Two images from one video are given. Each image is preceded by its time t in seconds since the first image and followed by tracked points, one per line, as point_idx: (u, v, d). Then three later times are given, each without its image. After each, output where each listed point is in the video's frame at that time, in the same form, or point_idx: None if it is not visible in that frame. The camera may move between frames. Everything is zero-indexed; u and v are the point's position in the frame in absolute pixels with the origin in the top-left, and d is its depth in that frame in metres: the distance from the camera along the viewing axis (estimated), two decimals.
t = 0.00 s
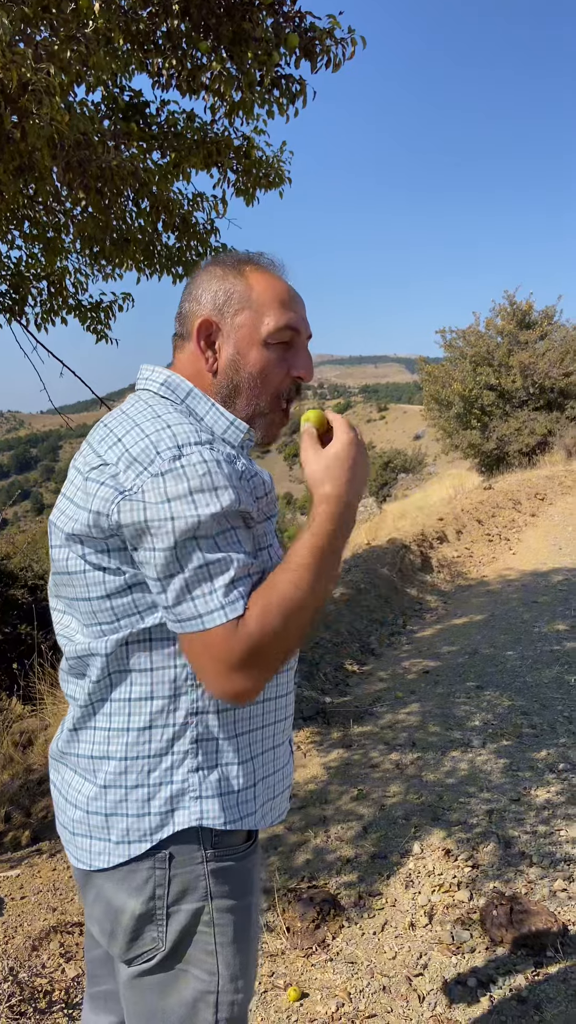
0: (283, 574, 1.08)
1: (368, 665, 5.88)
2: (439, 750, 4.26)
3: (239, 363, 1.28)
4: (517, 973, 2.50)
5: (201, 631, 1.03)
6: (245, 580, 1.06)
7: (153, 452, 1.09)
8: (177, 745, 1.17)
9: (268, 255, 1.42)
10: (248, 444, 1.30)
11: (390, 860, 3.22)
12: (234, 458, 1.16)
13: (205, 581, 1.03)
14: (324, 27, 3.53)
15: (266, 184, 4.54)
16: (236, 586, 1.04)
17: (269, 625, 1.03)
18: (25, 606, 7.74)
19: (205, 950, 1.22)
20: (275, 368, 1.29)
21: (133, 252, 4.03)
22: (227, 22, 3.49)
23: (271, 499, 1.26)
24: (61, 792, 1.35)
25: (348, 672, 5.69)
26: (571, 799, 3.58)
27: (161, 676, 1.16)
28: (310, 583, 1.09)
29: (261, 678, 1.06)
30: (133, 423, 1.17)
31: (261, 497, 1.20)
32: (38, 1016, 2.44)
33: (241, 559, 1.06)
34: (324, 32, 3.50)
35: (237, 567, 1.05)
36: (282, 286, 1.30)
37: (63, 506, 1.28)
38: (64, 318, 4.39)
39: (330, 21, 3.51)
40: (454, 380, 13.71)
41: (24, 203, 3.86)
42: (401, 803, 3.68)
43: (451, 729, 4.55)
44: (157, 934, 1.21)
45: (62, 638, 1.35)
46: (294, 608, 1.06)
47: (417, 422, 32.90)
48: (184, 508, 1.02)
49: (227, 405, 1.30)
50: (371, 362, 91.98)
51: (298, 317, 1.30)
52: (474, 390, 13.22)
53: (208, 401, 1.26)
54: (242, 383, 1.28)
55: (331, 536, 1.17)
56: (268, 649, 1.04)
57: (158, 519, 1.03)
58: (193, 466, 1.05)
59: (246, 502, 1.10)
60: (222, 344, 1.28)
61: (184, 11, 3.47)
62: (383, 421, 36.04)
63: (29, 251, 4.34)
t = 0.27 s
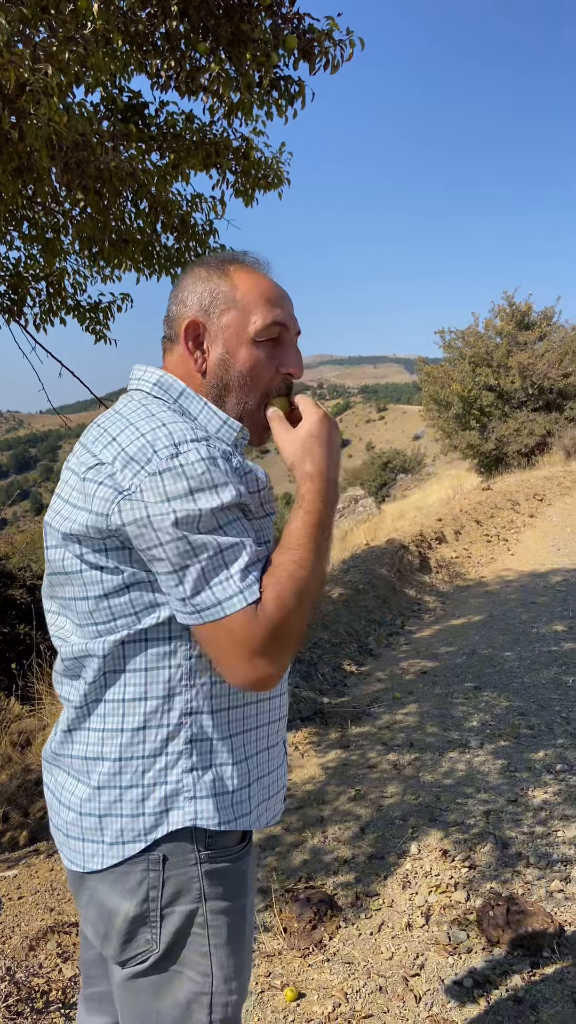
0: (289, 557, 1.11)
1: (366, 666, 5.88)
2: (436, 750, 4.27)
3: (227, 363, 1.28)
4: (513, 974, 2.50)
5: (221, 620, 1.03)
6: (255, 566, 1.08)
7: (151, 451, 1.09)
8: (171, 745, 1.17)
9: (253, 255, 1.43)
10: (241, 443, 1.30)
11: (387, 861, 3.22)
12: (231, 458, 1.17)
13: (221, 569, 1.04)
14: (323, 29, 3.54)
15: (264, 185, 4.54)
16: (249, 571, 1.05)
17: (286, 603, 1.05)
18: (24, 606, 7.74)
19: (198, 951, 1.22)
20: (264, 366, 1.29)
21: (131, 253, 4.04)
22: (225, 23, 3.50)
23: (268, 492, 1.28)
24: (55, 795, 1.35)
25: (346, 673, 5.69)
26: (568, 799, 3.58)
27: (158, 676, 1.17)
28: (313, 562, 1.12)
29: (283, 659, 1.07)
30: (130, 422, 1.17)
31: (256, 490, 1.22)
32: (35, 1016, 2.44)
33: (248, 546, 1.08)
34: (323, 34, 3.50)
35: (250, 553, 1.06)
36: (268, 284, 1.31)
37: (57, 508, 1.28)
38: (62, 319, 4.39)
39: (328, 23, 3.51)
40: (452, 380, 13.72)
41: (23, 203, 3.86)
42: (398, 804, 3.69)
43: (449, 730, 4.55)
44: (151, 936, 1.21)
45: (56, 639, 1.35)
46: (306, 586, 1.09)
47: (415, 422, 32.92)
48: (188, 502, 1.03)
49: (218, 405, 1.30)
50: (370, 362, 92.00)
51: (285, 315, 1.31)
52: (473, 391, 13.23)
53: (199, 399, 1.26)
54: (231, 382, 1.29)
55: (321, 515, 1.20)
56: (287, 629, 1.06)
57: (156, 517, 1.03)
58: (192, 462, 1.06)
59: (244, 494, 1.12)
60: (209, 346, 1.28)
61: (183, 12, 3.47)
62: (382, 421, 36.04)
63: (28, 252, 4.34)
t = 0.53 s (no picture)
0: (284, 562, 1.10)
1: (367, 668, 5.88)
2: (437, 753, 4.26)
3: (222, 364, 1.28)
4: (513, 976, 2.50)
5: (210, 625, 1.03)
6: (246, 565, 1.08)
7: (143, 451, 1.09)
8: (163, 746, 1.17)
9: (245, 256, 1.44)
10: (235, 445, 1.31)
11: (387, 863, 3.22)
12: (223, 459, 1.17)
13: (210, 571, 1.04)
14: (324, 31, 3.54)
15: (266, 187, 4.55)
16: (240, 571, 1.06)
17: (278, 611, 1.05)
18: (25, 607, 7.75)
19: (191, 953, 1.23)
20: (259, 368, 1.30)
21: (132, 255, 4.04)
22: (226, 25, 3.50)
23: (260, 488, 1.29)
24: (50, 796, 1.35)
25: (347, 674, 5.69)
26: (568, 802, 3.58)
27: (150, 678, 1.17)
28: (308, 567, 1.11)
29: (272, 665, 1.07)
30: (123, 423, 1.17)
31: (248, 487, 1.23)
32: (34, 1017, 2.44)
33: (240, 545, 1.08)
34: (324, 36, 3.51)
35: (239, 556, 1.06)
36: (262, 286, 1.31)
37: (52, 508, 1.29)
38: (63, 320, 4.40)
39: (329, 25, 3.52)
40: (454, 382, 13.73)
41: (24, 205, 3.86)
42: (398, 806, 3.69)
43: (449, 732, 4.55)
44: (145, 937, 1.21)
45: (51, 639, 1.35)
46: (298, 591, 1.08)
47: (417, 424, 32.92)
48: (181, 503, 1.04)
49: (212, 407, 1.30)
50: (372, 363, 92.05)
51: (280, 317, 1.31)
52: (475, 392, 13.24)
53: (195, 401, 1.27)
54: (225, 385, 1.29)
55: (321, 520, 1.19)
56: (278, 633, 1.05)
57: (147, 517, 1.04)
58: (184, 462, 1.06)
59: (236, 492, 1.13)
60: (204, 347, 1.28)
61: (184, 15, 3.47)
62: (384, 423, 36.05)
63: (29, 254, 4.35)
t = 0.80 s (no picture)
0: (257, 601, 1.07)
1: (370, 670, 5.88)
2: (440, 755, 4.26)
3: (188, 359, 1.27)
4: (515, 979, 2.50)
5: (157, 642, 1.03)
6: (213, 594, 1.06)
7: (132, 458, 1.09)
8: (158, 750, 1.17)
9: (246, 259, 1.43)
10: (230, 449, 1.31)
11: (390, 867, 3.22)
12: (215, 464, 1.16)
13: (190, 581, 1.03)
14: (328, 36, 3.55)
15: (269, 191, 4.56)
16: (204, 599, 1.04)
17: (225, 648, 1.02)
18: (29, 609, 7.76)
19: (187, 956, 1.23)
20: (223, 357, 1.26)
21: (136, 258, 4.05)
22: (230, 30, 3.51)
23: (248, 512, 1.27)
24: (47, 796, 1.36)
25: (350, 677, 5.69)
26: (572, 806, 3.57)
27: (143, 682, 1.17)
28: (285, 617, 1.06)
29: (215, 697, 1.05)
30: (116, 429, 1.18)
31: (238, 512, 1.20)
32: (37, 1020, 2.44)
33: (211, 570, 1.06)
34: (327, 41, 3.52)
35: (201, 581, 1.03)
36: (229, 275, 1.29)
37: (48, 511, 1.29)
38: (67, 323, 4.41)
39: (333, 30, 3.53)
40: (457, 384, 13.73)
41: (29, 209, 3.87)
42: (401, 809, 3.69)
43: (453, 735, 4.55)
44: (141, 940, 1.22)
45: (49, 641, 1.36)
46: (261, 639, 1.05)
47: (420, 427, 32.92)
48: (156, 516, 1.03)
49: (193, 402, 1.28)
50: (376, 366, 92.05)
51: (245, 303, 1.27)
52: (478, 395, 13.24)
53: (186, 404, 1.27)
54: (195, 378, 1.27)
55: (323, 572, 1.12)
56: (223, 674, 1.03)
57: (133, 524, 1.04)
58: (170, 473, 1.06)
59: (220, 512, 1.10)
60: (171, 345, 1.28)
61: (188, 20, 3.49)
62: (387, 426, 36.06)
63: (34, 257, 4.36)
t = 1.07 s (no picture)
0: (199, 624, 1.03)
1: (375, 673, 5.86)
2: (444, 759, 4.25)
3: (172, 361, 1.30)
4: (520, 983, 2.49)
5: (102, 652, 1.03)
6: (161, 605, 1.03)
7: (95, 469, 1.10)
8: (133, 754, 1.16)
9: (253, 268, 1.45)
10: (211, 453, 1.29)
11: (394, 870, 3.21)
12: (181, 472, 1.15)
13: (136, 590, 1.02)
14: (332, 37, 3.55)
15: (275, 193, 4.56)
16: (147, 613, 1.02)
17: (158, 667, 1.00)
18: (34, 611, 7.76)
19: (176, 960, 1.23)
20: (206, 366, 1.28)
21: (142, 261, 4.05)
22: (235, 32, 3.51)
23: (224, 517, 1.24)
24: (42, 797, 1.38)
25: (355, 680, 5.68)
26: None
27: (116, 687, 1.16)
28: (224, 643, 1.02)
29: (148, 718, 1.04)
30: (88, 439, 1.19)
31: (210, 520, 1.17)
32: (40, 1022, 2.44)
33: (162, 582, 1.04)
34: (332, 42, 3.52)
35: (148, 588, 1.02)
36: (221, 283, 1.30)
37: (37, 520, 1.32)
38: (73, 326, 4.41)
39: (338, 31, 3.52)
40: (463, 387, 13.70)
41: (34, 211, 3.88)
42: (406, 812, 3.67)
43: (457, 738, 4.53)
44: (129, 941, 1.22)
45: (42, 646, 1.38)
46: (195, 663, 1.01)
47: (426, 429, 32.89)
48: (104, 529, 1.03)
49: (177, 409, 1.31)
50: (381, 368, 92.01)
51: (234, 313, 1.29)
52: (484, 397, 13.22)
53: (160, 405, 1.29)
54: (177, 385, 1.30)
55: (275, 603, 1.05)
56: (157, 693, 1.01)
57: (87, 533, 1.04)
58: (123, 484, 1.05)
59: (179, 518, 1.08)
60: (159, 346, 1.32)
61: (193, 22, 3.49)
62: (392, 428, 36.03)
63: (39, 259, 4.37)
